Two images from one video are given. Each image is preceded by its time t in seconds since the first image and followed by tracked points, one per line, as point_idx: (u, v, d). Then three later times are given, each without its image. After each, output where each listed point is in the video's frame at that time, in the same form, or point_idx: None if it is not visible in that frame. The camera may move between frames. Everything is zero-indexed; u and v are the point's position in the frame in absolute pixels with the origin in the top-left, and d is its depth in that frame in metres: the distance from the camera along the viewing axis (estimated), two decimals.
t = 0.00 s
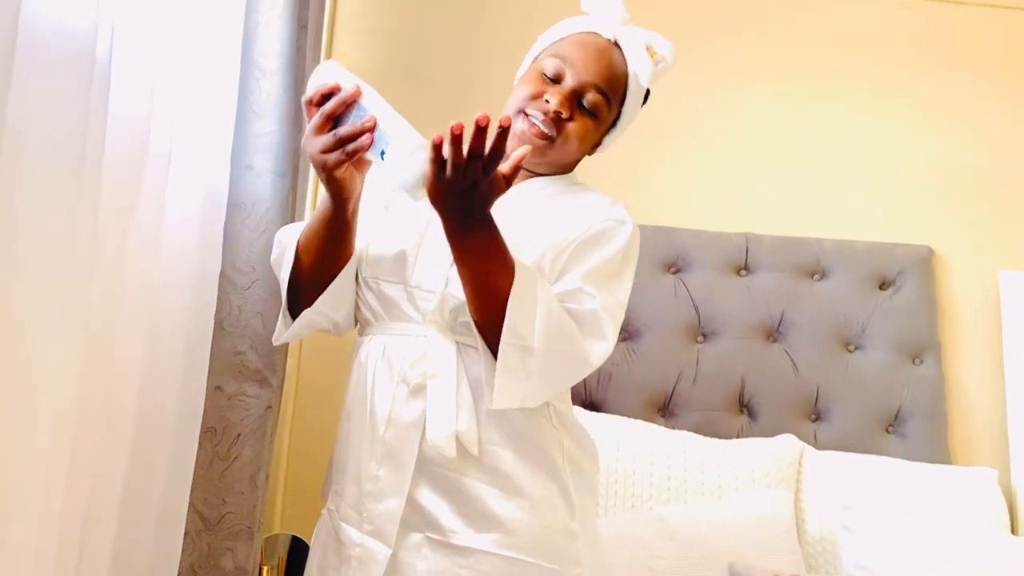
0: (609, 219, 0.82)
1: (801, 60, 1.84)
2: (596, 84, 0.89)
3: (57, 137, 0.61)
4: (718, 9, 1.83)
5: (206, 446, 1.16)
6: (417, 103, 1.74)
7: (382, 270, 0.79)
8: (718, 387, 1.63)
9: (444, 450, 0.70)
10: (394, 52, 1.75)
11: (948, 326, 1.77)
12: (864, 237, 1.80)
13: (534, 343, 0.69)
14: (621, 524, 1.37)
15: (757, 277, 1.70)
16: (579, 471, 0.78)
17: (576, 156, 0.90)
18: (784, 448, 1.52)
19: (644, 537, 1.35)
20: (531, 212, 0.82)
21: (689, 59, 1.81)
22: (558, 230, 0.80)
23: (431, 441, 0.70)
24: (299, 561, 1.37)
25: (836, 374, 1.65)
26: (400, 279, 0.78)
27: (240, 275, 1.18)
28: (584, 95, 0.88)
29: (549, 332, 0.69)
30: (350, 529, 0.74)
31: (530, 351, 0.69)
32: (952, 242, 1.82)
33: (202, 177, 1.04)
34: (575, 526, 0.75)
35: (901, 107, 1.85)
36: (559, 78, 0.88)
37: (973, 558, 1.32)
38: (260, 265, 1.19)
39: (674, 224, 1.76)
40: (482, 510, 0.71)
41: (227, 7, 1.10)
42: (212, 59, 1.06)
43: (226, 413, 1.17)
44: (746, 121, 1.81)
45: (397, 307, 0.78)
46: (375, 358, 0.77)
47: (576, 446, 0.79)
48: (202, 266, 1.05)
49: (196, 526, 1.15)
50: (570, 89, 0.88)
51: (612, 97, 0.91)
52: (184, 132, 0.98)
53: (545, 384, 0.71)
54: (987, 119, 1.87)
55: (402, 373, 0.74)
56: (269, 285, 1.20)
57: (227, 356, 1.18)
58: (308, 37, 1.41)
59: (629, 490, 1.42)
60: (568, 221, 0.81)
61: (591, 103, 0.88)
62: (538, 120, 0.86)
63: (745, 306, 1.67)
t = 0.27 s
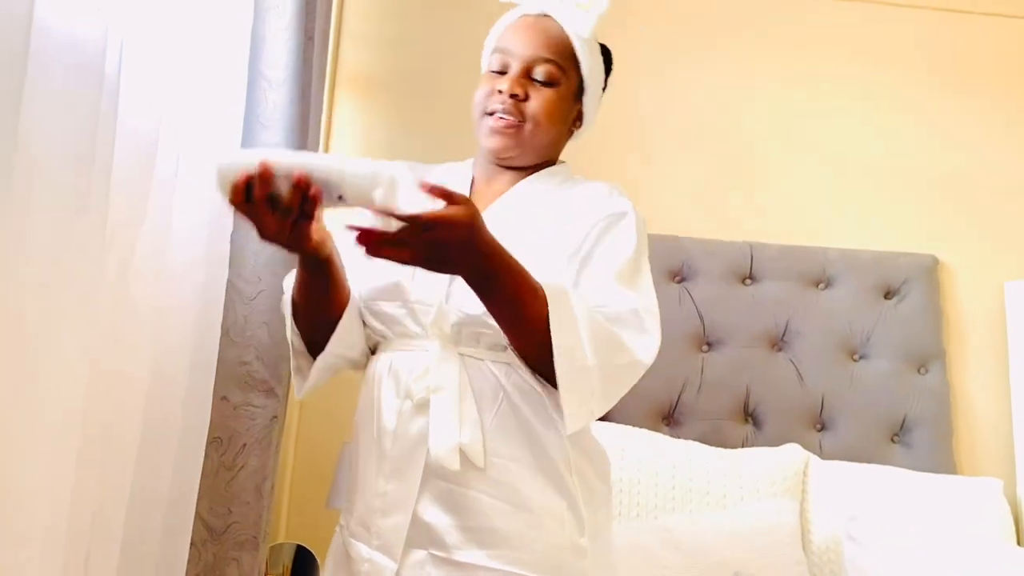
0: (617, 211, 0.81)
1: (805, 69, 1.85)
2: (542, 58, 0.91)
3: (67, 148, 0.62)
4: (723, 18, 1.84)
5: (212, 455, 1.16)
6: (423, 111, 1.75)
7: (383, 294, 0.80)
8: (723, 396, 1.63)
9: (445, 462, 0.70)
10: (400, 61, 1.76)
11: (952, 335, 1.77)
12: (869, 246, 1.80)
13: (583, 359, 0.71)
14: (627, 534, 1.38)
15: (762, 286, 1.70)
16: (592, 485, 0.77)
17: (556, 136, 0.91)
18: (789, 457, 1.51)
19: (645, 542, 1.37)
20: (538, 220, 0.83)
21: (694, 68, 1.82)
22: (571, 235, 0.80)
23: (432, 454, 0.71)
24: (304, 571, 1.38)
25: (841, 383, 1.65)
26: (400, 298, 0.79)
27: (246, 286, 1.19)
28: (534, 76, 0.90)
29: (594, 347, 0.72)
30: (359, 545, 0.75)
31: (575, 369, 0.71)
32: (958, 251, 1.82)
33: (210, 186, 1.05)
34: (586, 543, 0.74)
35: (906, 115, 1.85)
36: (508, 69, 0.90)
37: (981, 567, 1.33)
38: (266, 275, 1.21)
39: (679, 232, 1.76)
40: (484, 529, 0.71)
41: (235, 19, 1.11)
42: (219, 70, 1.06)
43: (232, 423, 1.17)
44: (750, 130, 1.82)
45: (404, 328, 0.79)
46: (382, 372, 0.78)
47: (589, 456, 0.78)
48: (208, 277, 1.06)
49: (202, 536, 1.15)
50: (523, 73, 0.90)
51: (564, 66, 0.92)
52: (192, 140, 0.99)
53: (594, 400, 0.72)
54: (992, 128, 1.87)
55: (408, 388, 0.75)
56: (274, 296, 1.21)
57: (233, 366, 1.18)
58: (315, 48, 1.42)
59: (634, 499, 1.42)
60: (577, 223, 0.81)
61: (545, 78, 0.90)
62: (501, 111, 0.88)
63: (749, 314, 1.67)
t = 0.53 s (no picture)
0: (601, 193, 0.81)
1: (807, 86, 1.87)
2: (473, 69, 0.90)
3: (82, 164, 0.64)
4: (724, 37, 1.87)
5: (217, 468, 1.16)
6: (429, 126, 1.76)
7: (390, 333, 0.83)
8: (726, 410, 1.63)
9: (454, 485, 0.71)
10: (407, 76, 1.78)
11: (955, 351, 1.78)
12: (872, 261, 1.81)
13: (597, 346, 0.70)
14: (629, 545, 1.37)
15: (765, 300, 1.70)
16: (607, 502, 0.76)
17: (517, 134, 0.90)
18: (790, 472, 1.52)
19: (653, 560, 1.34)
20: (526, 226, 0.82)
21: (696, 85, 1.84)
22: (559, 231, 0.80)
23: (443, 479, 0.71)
24: None
25: (843, 398, 1.65)
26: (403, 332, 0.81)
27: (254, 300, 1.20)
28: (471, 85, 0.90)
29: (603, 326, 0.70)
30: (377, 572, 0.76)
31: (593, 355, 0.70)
32: (960, 267, 1.82)
33: (219, 201, 1.06)
34: (602, 561, 0.73)
35: (906, 131, 1.87)
36: (446, 88, 0.91)
37: None
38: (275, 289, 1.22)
39: (682, 247, 1.77)
40: (494, 552, 0.70)
41: (246, 36, 1.13)
42: (229, 87, 1.08)
43: (237, 436, 1.17)
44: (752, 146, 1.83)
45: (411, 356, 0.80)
46: (395, 399, 0.80)
47: (604, 471, 0.77)
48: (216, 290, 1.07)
49: (207, 549, 1.15)
50: (461, 87, 0.90)
51: (497, 68, 0.91)
52: (203, 155, 1.01)
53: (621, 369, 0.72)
54: (994, 145, 1.88)
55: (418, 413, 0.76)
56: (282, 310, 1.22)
57: (241, 379, 1.21)
58: (324, 64, 1.44)
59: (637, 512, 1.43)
60: (564, 219, 0.81)
61: (483, 83, 0.90)
62: (454, 133, 0.88)
63: (752, 329, 1.67)
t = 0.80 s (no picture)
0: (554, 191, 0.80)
1: (809, 95, 1.88)
2: (404, 105, 0.94)
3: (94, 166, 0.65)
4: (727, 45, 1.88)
5: (221, 472, 1.17)
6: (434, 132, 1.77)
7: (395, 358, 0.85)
8: (729, 418, 1.63)
9: (461, 497, 0.71)
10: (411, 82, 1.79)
11: (956, 360, 1.78)
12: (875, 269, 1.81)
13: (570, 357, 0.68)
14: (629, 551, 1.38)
15: (768, 308, 1.71)
16: (618, 505, 0.76)
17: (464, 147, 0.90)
18: (792, 479, 1.52)
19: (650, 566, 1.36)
20: (493, 246, 0.81)
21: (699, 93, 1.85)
22: (519, 242, 0.79)
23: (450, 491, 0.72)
24: None
25: (846, 406, 1.66)
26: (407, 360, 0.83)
27: (259, 304, 1.20)
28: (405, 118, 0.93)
29: (572, 335, 0.68)
30: None
31: (569, 368, 0.68)
32: (962, 276, 1.82)
33: (224, 205, 1.07)
34: (613, 565, 0.73)
35: (909, 139, 1.88)
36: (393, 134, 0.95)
37: None
38: (278, 293, 1.22)
39: (684, 254, 1.78)
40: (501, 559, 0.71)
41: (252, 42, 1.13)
42: (236, 91, 1.09)
43: (241, 440, 1.18)
44: (755, 154, 1.84)
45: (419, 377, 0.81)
46: (403, 419, 0.81)
47: (613, 475, 0.77)
48: (221, 293, 1.07)
49: (211, 553, 1.16)
50: (399, 125, 0.93)
51: (425, 93, 0.94)
52: (209, 158, 1.01)
53: (602, 366, 0.69)
54: (996, 154, 1.89)
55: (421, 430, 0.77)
56: (287, 315, 1.22)
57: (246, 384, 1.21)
58: (329, 70, 1.44)
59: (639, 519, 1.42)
60: (534, 216, 0.80)
61: (415, 113, 0.92)
62: (405, 165, 0.90)
63: (755, 336, 1.68)
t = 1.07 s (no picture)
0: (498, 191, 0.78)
1: (813, 96, 1.87)
2: (357, 157, 0.96)
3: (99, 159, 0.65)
4: (730, 46, 1.88)
5: (224, 470, 1.17)
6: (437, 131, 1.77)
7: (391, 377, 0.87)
8: (732, 420, 1.63)
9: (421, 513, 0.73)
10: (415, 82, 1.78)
11: (961, 363, 1.77)
12: (880, 271, 1.81)
13: (520, 375, 0.68)
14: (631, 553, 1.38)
15: (772, 309, 1.70)
16: (607, 505, 0.75)
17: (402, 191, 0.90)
18: (796, 482, 1.51)
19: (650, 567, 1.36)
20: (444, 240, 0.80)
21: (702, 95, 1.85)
22: (461, 245, 0.77)
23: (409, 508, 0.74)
24: None
25: (850, 408, 1.65)
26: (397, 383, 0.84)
27: (263, 303, 1.20)
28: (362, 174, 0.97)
29: (519, 351, 0.68)
30: None
31: (520, 386, 0.68)
32: (967, 279, 1.82)
33: (228, 203, 1.07)
34: (601, 566, 0.73)
35: (915, 141, 1.87)
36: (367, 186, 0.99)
37: None
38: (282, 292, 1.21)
39: (688, 255, 1.77)
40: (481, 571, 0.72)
41: (256, 40, 1.13)
42: (240, 89, 1.09)
43: (245, 439, 1.18)
44: (758, 156, 1.84)
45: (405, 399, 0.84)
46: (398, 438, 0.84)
47: (601, 474, 0.76)
48: (225, 291, 1.07)
49: (213, 551, 1.16)
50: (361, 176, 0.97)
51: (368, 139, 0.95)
52: (213, 157, 1.01)
53: (558, 384, 0.69)
54: (1001, 156, 1.88)
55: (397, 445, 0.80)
56: (291, 313, 1.22)
57: (249, 382, 1.20)
58: (334, 69, 1.44)
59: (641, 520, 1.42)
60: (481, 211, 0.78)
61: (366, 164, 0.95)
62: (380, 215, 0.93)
63: (759, 338, 1.67)
